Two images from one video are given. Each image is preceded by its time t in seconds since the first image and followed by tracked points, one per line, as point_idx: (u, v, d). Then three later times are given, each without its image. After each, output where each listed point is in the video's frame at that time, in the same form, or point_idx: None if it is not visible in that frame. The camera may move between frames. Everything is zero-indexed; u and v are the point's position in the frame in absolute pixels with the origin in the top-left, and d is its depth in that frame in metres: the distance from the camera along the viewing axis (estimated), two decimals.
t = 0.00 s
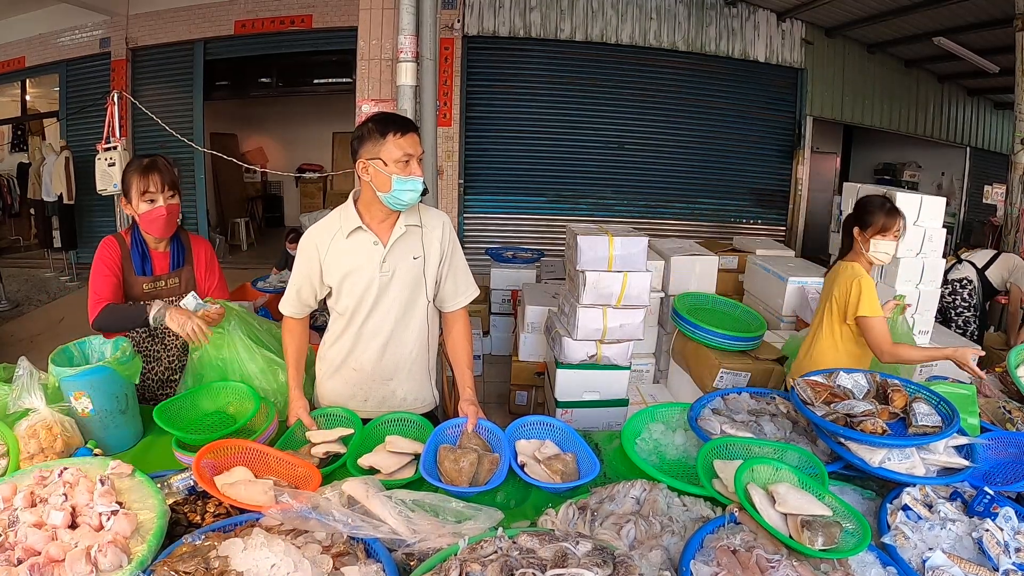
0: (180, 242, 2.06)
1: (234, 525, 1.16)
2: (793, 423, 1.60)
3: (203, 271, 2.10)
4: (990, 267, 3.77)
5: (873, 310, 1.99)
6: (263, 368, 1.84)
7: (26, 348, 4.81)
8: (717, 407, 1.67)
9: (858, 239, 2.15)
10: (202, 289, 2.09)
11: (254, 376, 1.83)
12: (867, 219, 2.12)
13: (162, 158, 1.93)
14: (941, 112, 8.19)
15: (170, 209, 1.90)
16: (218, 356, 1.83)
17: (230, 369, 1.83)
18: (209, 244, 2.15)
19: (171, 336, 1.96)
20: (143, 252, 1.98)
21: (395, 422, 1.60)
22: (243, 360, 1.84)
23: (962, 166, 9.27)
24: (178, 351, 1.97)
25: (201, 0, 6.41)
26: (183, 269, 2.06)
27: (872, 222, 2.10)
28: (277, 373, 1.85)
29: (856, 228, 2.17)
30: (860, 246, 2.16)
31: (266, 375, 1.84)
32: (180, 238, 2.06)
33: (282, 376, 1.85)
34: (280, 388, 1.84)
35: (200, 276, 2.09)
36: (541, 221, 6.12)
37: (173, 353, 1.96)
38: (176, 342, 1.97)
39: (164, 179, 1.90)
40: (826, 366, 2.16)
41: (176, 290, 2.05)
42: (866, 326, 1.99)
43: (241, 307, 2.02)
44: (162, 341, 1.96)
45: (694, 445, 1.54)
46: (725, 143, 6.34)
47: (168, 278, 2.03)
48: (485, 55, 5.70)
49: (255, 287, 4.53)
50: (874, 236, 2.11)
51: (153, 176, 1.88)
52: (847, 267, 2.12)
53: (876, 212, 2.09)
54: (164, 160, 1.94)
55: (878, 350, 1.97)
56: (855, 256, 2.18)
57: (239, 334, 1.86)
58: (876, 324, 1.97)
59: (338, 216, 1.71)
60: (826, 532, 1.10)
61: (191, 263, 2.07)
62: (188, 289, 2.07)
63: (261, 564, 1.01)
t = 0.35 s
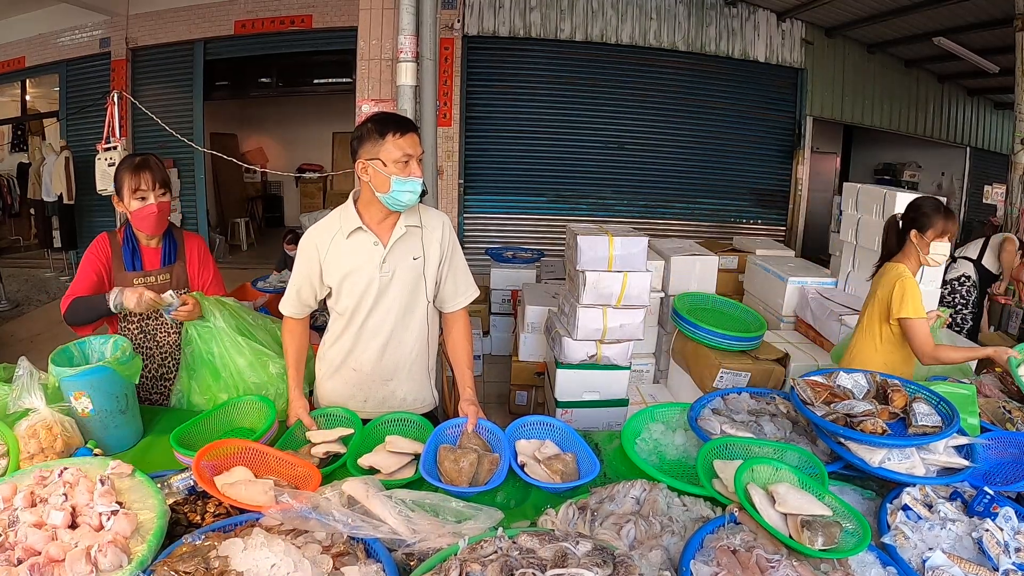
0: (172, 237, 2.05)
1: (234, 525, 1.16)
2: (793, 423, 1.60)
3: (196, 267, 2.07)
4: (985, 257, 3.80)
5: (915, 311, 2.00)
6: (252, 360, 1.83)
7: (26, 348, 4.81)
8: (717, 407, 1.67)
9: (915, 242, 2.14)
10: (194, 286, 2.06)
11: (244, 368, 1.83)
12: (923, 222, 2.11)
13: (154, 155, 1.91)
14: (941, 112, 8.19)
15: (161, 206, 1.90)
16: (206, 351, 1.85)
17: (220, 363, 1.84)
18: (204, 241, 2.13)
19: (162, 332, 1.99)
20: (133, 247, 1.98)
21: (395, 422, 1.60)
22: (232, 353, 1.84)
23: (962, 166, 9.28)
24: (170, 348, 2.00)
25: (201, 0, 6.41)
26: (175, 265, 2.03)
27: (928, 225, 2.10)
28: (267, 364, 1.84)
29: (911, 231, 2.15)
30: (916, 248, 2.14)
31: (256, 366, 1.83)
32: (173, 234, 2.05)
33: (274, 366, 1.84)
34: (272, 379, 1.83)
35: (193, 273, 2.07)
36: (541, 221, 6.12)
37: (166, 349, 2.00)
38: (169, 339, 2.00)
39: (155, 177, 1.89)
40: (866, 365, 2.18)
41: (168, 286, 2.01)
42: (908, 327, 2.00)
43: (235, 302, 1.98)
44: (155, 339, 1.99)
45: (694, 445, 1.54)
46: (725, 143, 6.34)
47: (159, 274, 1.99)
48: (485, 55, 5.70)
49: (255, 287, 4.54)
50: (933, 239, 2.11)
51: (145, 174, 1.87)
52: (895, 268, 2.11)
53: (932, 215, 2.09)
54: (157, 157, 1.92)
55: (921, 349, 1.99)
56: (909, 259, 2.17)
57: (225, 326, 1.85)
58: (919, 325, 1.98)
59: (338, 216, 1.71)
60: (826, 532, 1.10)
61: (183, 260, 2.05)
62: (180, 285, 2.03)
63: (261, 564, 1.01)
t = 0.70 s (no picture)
0: (163, 237, 2.03)
1: (234, 525, 1.16)
2: (793, 423, 1.60)
3: (187, 266, 2.04)
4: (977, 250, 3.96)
5: (925, 306, 2.08)
6: (244, 355, 1.82)
7: (26, 348, 4.81)
8: (717, 407, 1.67)
9: (954, 245, 2.15)
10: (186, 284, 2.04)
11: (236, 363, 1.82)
12: (963, 227, 2.11)
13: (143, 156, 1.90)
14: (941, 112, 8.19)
15: (149, 206, 1.90)
16: (198, 348, 1.85)
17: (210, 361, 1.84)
18: (196, 240, 2.10)
19: (155, 331, 1.97)
20: (124, 246, 1.97)
21: (395, 422, 1.60)
22: (224, 349, 1.83)
23: (962, 166, 9.28)
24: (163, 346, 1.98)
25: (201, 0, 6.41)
26: (165, 264, 2.01)
27: (967, 229, 2.09)
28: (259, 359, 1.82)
29: (952, 234, 2.15)
30: (955, 251, 2.15)
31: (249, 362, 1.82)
32: (164, 234, 2.03)
33: (267, 361, 1.82)
34: (265, 373, 1.82)
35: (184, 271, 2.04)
36: (541, 221, 6.12)
37: (159, 348, 1.98)
38: (162, 337, 1.98)
39: (141, 177, 1.88)
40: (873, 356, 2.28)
41: (159, 285, 1.98)
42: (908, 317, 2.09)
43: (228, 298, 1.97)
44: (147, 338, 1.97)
45: (694, 445, 1.54)
46: (725, 143, 6.34)
47: (149, 273, 1.97)
48: (485, 55, 5.70)
49: (255, 287, 4.54)
50: (973, 243, 2.11)
51: (132, 175, 1.86)
52: (925, 267, 2.15)
53: (972, 220, 2.08)
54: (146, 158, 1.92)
55: (908, 340, 2.07)
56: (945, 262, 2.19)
57: (214, 322, 1.85)
58: (919, 317, 2.07)
59: (340, 216, 1.71)
60: (826, 531, 1.10)
61: (174, 259, 2.03)
62: (171, 283, 2.01)
63: (261, 564, 1.01)
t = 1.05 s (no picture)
0: (153, 237, 2.02)
1: (234, 525, 1.16)
2: (792, 423, 1.60)
3: (179, 265, 2.04)
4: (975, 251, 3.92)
5: (932, 304, 2.14)
6: (238, 351, 1.85)
7: (26, 348, 4.81)
8: (717, 407, 1.66)
9: (971, 249, 2.15)
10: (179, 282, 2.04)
11: (230, 360, 1.85)
12: (981, 230, 2.10)
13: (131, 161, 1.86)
14: (941, 112, 8.19)
15: (133, 217, 1.87)
16: (192, 346, 1.87)
17: (204, 359, 1.86)
18: (187, 238, 2.09)
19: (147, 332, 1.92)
20: (115, 247, 1.95)
21: (395, 422, 1.60)
22: (218, 347, 1.86)
23: (962, 166, 9.28)
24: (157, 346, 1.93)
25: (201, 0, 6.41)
26: (157, 264, 2.00)
27: (985, 233, 2.09)
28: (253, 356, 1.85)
29: (969, 237, 2.16)
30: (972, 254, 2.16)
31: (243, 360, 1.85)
32: (154, 234, 2.02)
33: (261, 357, 1.85)
34: (260, 370, 1.85)
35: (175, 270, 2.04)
36: (541, 221, 6.12)
37: (152, 349, 1.93)
38: (156, 338, 1.93)
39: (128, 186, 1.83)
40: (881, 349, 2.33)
41: (150, 286, 1.99)
42: (914, 313, 2.15)
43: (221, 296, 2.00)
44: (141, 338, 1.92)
45: (694, 445, 1.54)
46: (725, 143, 6.34)
47: (141, 273, 1.96)
48: (485, 55, 5.70)
49: (255, 287, 4.54)
50: (990, 248, 2.10)
51: (118, 184, 1.82)
52: (940, 268, 2.19)
53: (991, 224, 2.07)
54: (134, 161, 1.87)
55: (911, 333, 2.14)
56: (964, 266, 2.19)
57: (208, 320, 1.88)
58: (924, 313, 2.13)
59: (340, 215, 1.71)
60: (826, 532, 1.10)
61: (166, 259, 2.02)
62: (163, 283, 2.01)
63: (261, 564, 1.01)
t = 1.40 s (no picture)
0: (144, 239, 2.01)
1: (234, 525, 1.16)
2: (793, 423, 1.60)
3: (170, 266, 2.03)
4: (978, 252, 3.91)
5: (924, 305, 2.16)
6: (226, 348, 1.86)
7: (26, 348, 4.81)
8: (717, 407, 1.66)
9: (968, 251, 2.14)
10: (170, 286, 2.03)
11: (219, 358, 1.86)
12: (977, 231, 2.10)
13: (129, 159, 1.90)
14: (941, 112, 8.19)
15: (137, 206, 1.87)
16: (178, 349, 1.87)
17: (193, 358, 1.86)
18: (177, 241, 2.09)
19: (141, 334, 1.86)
20: (106, 249, 1.93)
21: (395, 422, 1.60)
22: (207, 346, 1.86)
23: (962, 166, 9.27)
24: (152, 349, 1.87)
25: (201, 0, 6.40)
26: (148, 265, 1.98)
27: (981, 233, 2.08)
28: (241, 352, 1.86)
29: (966, 239, 2.14)
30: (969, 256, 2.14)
31: (231, 357, 1.86)
32: (144, 237, 2.01)
33: (248, 352, 1.86)
34: (249, 364, 1.86)
35: (167, 272, 2.02)
36: (541, 221, 6.13)
37: (147, 353, 1.86)
38: (150, 342, 1.87)
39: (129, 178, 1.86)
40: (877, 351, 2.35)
41: (142, 287, 1.96)
42: (909, 315, 2.17)
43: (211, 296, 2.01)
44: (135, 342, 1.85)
45: (694, 445, 1.54)
46: (725, 143, 6.34)
47: (132, 276, 1.94)
48: (485, 55, 5.70)
49: (255, 287, 4.55)
50: (988, 248, 2.08)
51: (121, 173, 1.86)
52: (934, 269, 2.19)
53: (985, 224, 2.07)
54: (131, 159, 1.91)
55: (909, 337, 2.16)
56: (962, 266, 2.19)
57: (192, 320, 1.88)
58: (919, 315, 2.15)
59: (340, 215, 1.71)
60: (826, 532, 1.10)
61: (156, 260, 2.01)
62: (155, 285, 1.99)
63: (261, 564, 1.01)
